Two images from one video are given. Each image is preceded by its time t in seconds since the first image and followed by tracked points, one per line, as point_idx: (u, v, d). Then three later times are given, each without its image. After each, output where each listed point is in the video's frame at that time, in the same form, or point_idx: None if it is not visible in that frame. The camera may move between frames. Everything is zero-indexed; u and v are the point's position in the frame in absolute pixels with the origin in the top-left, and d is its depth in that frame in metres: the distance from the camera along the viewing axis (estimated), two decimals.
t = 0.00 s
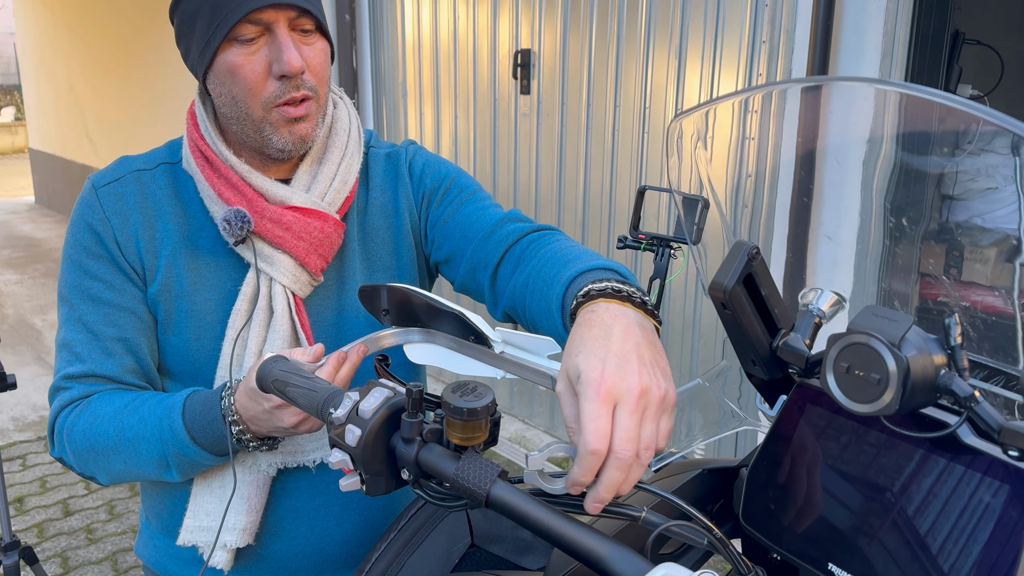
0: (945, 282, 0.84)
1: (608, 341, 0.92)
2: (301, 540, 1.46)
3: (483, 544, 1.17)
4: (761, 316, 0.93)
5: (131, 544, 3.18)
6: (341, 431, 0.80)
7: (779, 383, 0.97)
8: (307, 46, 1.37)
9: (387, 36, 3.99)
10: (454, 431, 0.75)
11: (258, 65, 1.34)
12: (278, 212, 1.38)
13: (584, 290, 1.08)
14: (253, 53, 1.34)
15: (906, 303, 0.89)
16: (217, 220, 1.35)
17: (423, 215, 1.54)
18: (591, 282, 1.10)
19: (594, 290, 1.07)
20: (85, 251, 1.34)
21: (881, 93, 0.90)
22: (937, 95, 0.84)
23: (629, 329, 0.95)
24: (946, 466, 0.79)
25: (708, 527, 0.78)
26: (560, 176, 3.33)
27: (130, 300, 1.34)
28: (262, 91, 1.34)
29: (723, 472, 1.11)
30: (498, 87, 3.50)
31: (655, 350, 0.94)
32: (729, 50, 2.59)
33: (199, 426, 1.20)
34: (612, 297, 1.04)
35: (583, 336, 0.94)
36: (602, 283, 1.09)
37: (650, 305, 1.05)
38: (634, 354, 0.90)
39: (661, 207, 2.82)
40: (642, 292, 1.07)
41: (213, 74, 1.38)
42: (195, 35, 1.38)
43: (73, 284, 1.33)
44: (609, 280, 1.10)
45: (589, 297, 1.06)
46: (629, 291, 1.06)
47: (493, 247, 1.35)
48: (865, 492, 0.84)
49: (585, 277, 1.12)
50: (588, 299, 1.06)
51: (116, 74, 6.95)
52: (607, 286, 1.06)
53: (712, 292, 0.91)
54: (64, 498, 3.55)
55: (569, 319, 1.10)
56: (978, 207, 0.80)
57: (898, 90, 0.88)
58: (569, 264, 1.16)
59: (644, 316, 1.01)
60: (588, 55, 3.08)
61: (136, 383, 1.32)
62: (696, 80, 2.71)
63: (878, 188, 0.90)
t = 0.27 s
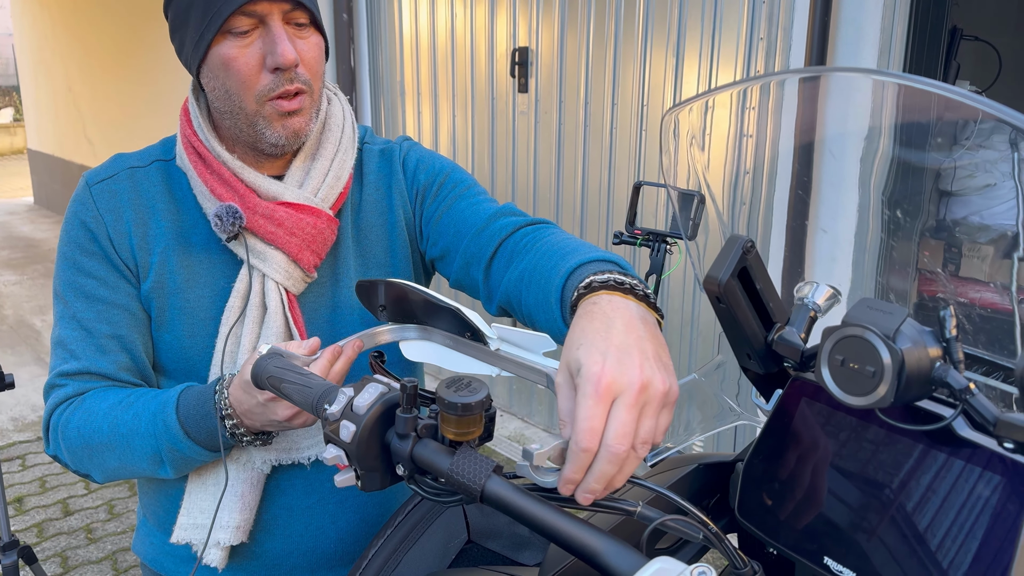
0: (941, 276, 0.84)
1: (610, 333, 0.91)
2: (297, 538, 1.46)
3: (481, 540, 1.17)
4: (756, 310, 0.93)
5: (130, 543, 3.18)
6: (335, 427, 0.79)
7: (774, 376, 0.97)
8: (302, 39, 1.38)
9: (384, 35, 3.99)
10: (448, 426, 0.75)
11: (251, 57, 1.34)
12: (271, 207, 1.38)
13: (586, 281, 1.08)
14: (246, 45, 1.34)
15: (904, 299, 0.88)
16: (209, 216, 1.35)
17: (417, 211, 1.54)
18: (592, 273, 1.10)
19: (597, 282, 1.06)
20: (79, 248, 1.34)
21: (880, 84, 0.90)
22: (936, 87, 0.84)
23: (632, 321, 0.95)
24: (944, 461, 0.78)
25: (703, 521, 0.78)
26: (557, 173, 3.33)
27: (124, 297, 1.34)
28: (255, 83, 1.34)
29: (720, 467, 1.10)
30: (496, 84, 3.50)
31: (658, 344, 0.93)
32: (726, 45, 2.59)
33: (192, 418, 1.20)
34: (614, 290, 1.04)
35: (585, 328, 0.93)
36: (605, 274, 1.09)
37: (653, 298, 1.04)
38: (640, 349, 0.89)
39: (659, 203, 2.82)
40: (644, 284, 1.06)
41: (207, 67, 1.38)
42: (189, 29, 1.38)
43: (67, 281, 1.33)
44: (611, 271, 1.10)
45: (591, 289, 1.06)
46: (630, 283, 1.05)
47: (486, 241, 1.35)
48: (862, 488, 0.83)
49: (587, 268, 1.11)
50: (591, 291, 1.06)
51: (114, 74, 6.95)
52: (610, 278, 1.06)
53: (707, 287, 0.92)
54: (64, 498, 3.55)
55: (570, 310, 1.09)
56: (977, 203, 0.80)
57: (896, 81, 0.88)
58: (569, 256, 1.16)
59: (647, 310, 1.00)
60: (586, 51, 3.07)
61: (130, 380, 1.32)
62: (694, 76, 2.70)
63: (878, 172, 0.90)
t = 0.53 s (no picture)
0: (939, 273, 0.84)
1: (596, 338, 0.91)
2: (298, 536, 1.47)
3: (481, 537, 1.19)
4: (755, 306, 0.93)
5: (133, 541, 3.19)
6: (337, 424, 0.80)
7: (773, 373, 0.98)
8: (304, 39, 1.38)
9: (384, 32, 3.99)
10: (449, 423, 0.75)
11: (254, 56, 1.34)
12: (273, 206, 1.38)
13: (573, 285, 1.07)
14: (250, 43, 1.34)
15: (902, 296, 0.88)
16: (211, 215, 1.35)
17: (417, 209, 1.54)
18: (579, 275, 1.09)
19: (582, 288, 1.05)
20: (81, 248, 1.34)
21: (880, 81, 0.90)
22: (933, 87, 0.84)
23: (620, 325, 0.94)
24: (944, 459, 0.78)
25: (703, 518, 0.78)
26: (558, 171, 3.33)
27: (126, 296, 1.35)
28: (258, 82, 1.35)
29: (719, 463, 1.12)
30: (496, 82, 3.50)
31: (647, 344, 0.94)
32: (726, 42, 2.59)
33: (199, 408, 1.21)
34: (599, 296, 1.03)
35: (572, 335, 0.92)
36: (591, 278, 1.07)
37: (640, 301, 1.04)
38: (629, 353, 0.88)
39: (659, 200, 2.82)
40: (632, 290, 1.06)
41: (209, 65, 1.38)
42: (190, 28, 1.38)
43: (69, 280, 1.34)
44: (597, 275, 1.08)
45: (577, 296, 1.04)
46: (616, 287, 1.04)
47: (486, 239, 1.35)
48: (862, 485, 0.84)
49: (577, 270, 1.10)
50: (577, 296, 1.05)
51: (114, 73, 6.95)
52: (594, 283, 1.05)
53: (705, 284, 0.92)
54: (66, 496, 3.56)
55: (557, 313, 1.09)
56: (977, 200, 0.80)
57: (895, 80, 0.88)
58: (563, 256, 1.16)
59: (633, 312, 1.00)
60: (586, 48, 3.07)
61: (132, 379, 1.33)
62: (694, 73, 2.71)
63: (874, 185, 0.91)
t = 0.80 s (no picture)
0: (939, 269, 0.84)
1: (589, 343, 0.88)
2: (299, 534, 1.48)
3: (482, 532, 1.18)
4: (754, 302, 0.93)
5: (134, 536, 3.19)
6: (337, 420, 0.80)
7: (773, 369, 0.98)
8: (304, 34, 1.38)
9: (385, 28, 3.98)
10: (449, 419, 0.75)
11: (254, 52, 1.34)
12: (273, 204, 1.38)
13: (560, 287, 1.05)
14: (249, 39, 1.34)
15: (903, 292, 0.88)
16: (211, 214, 1.35)
17: (415, 205, 1.54)
18: (567, 275, 1.08)
19: (569, 289, 1.03)
20: (82, 247, 1.34)
21: (881, 80, 0.91)
22: (935, 82, 0.85)
23: (610, 326, 0.92)
24: (945, 455, 0.78)
25: (703, 513, 0.77)
26: (559, 167, 3.33)
27: (127, 295, 1.35)
28: (258, 77, 1.35)
29: (720, 459, 1.12)
30: (497, 78, 3.49)
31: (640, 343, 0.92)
32: (727, 38, 2.59)
33: (203, 397, 1.22)
34: (587, 296, 1.00)
35: (562, 338, 0.90)
36: (579, 279, 1.05)
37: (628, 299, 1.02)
38: (622, 355, 0.87)
39: (660, 196, 2.82)
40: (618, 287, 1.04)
41: (208, 61, 1.38)
42: (189, 24, 1.38)
43: (71, 280, 1.34)
44: (584, 275, 1.06)
45: (565, 297, 1.02)
46: (603, 287, 1.02)
47: (484, 235, 1.35)
48: (863, 480, 0.84)
49: (568, 270, 1.09)
50: (562, 297, 1.02)
51: (115, 69, 6.94)
52: (581, 283, 1.03)
53: (704, 280, 0.92)
54: (67, 492, 3.56)
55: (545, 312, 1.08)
56: (978, 196, 0.80)
57: (898, 78, 0.89)
58: (555, 254, 1.14)
59: (624, 311, 0.98)
60: (587, 44, 3.07)
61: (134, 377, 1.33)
62: (695, 69, 2.70)
63: (875, 186, 0.92)
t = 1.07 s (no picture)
0: (941, 266, 0.83)
1: (585, 353, 0.85)
2: (298, 533, 1.48)
3: (481, 530, 1.17)
4: (755, 301, 0.93)
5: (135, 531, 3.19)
6: (336, 418, 0.80)
7: (773, 368, 0.97)
8: (300, 30, 1.37)
9: (386, 23, 3.97)
10: (448, 417, 0.75)
11: (249, 47, 1.33)
12: (270, 202, 1.38)
13: (553, 293, 1.00)
14: (244, 35, 1.33)
15: (904, 289, 0.88)
16: (208, 213, 1.35)
17: (413, 203, 1.54)
18: (561, 279, 1.04)
19: (564, 295, 0.98)
20: (80, 247, 1.34)
21: (881, 76, 0.89)
22: (935, 78, 0.84)
23: (606, 334, 0.88)
24: (944, 453, 0.78)
25: (702, 511, 0.77)
26: (559, 163, 3.32)
27: (127, 295, 1.34)
28: (253, 74, 1.34)
29: (719, 457, 1.12)
30: (498, 73, 3.49)
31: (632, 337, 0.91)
32: (729, 34, 2.58)
33: (202, 395, 1.21)
34: (582, 302, 0.96)
35: (557, 348, 0.87)
36: (572, 285, 1.01)
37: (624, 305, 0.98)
38: (621, 367, 0.83)
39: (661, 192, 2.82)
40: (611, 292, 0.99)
41: (203, 58, 1.37)
42: (184, 20, 1.37)
43: (69, 280, 1.33)
44: (578, 281, 1.02)
45: (558, 302, 0.98)
46: (598, 293, 0.98)
47: (481, 232, 1.35)
48: (864, 476, 0.84)
49: (562, 274, 1.05)
50: (554, 305, 0.98)
51: (116, 63, 6.93)
52: (576, 290, 0.98)
53: (705, 278, 0.92)
54: (68, 487, 3.56)
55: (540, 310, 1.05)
56: (979, 192, 0.80)
57: (898, 74, 0.88)
58: (552, 258, 1.11)
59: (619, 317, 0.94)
60: (588, 40, 3.07)
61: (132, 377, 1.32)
62: (696, 65, 2.70)
63: (877, 179, 0.91)
